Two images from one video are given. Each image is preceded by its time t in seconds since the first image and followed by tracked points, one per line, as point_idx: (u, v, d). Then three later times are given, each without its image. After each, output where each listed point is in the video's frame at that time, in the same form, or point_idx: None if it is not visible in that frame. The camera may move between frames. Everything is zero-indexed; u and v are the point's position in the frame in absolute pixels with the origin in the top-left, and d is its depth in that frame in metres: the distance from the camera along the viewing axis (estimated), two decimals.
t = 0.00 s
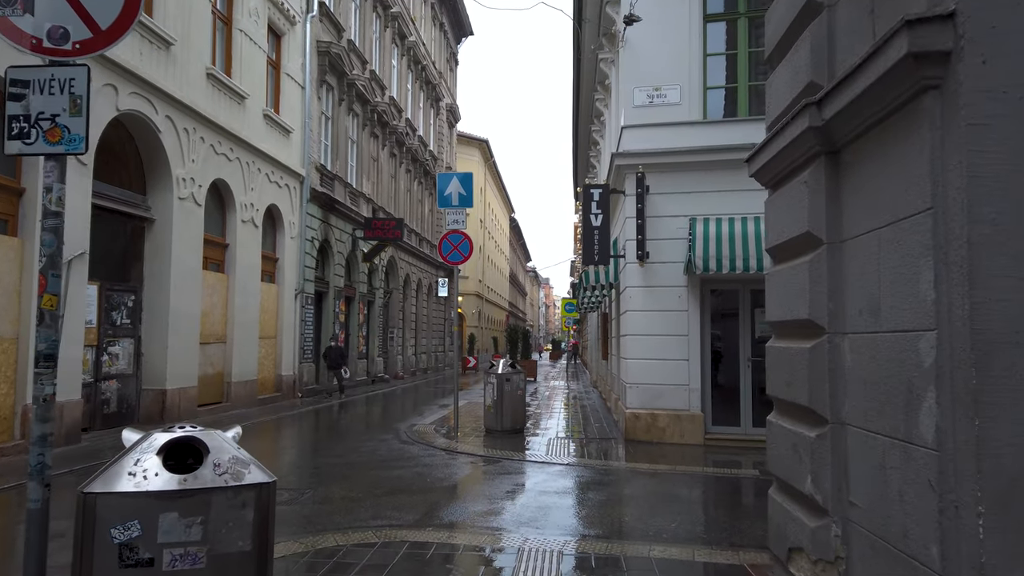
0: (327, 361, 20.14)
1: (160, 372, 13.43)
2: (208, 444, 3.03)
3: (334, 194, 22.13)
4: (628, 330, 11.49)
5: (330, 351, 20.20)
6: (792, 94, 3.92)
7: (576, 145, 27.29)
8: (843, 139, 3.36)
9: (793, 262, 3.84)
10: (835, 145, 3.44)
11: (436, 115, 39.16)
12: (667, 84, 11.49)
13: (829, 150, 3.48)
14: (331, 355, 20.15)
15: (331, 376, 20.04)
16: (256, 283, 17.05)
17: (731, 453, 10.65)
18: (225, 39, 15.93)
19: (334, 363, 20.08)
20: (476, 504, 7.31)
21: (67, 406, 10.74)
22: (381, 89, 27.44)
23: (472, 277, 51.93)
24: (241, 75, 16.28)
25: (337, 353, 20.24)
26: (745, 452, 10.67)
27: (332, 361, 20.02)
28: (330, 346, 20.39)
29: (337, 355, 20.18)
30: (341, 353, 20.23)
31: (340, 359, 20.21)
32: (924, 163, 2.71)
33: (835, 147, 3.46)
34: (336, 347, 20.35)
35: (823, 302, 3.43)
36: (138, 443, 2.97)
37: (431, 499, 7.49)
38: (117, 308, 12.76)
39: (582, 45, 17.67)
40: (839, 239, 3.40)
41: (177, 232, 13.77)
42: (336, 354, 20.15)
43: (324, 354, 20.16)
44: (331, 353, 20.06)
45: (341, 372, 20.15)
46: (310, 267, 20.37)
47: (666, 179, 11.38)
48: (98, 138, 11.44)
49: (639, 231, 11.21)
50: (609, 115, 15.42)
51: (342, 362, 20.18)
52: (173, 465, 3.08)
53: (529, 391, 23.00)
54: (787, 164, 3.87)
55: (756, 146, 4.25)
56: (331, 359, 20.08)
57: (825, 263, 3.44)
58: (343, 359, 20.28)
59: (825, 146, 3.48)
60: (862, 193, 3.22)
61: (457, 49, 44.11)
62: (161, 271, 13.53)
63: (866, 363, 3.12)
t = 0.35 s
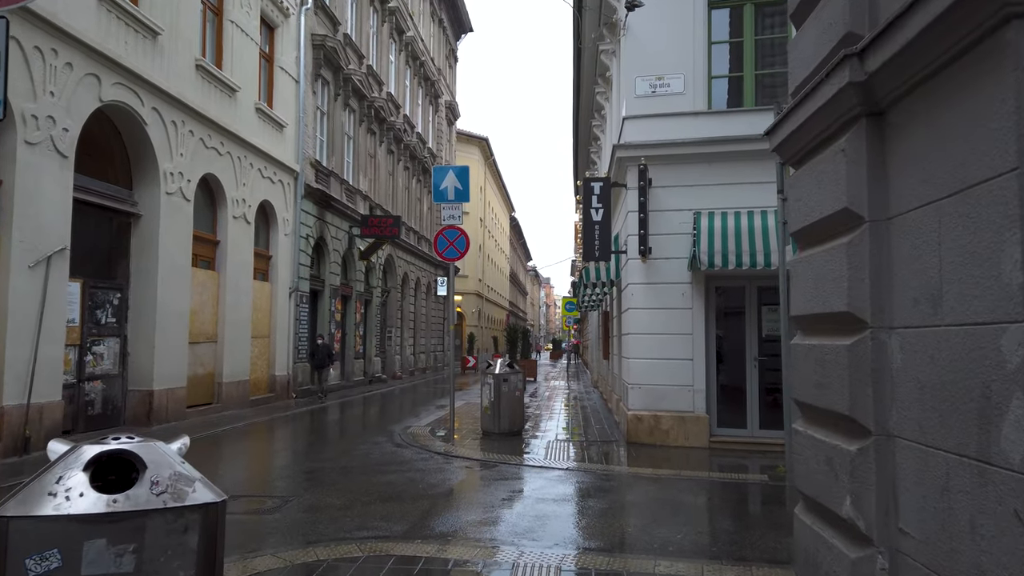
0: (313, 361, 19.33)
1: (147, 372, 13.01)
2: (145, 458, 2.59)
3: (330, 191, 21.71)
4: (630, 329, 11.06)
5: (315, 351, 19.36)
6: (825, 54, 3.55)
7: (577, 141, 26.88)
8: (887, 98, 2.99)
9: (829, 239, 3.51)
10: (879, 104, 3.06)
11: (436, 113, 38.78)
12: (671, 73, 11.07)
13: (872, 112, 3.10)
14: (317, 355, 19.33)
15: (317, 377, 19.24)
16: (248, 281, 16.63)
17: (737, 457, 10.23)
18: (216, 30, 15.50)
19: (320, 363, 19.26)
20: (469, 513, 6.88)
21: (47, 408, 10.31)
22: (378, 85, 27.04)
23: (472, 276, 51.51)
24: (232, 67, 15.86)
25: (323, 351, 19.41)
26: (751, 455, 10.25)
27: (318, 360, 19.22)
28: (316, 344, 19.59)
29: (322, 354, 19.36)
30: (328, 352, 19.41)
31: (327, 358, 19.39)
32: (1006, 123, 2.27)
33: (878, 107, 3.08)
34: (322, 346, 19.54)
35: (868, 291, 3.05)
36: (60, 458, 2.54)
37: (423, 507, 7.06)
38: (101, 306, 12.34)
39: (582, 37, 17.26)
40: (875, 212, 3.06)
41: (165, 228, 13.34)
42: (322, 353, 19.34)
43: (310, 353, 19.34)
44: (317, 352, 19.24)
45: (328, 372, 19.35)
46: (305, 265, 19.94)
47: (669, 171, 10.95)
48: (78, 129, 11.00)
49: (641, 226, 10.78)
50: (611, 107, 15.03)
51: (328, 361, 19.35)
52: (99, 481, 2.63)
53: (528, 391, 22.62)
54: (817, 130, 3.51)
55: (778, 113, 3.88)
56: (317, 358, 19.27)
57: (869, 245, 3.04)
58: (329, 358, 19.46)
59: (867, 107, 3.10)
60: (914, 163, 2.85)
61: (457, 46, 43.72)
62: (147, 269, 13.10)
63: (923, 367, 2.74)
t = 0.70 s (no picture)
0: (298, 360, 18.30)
1: (135, 372, 12.59)
2: (71, 474, 2.61)
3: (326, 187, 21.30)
4: (634, 327, 10.64)
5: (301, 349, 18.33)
6: None
7: (578, 137, 26.46)
8: (966, 35, 2.50)
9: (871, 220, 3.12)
10: (953, 45, 2.57)
11: (435, 110, 38.41)
12: (676, 61, 10.66)
13: (943, 56, 2.61)
14: (302, 353, 18.30)
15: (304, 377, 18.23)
16: (241, 279, 16.20)
17: (746, 460, 9.81)
18: (208, 20, 15.09)
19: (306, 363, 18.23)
20: (465, 522, 6.47)
21: (28, 409, 9.90)
22: (377, 80, 26.64)
23: (472, 275, 51.10)
24: (224, 59, 15.44)
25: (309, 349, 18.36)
26: (760, 459, 9.83)
27: (303, 359, 18.20)
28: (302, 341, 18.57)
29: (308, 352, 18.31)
30: (314, 350, 18.35)
31: (313, 357, 18.35)
32: None
33: (952, 49, 2.58)
34: (308, 343, 18.51)
35: (935, 274, 2.58)
36: None
37: (416, 515, 6.66)
38: (86, 303, 11.94)
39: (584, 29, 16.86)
40: (929, 187, 2.66)
41: (153, 223, 12.93)
42: (308, 352, 18.31)
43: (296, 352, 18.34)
44: (303, 351, 18.20)
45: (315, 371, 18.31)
46: (300, 263, 19.52)
47: (675, 163, 10.53)
48: (61, 119, 10.60)
49: (646, 220, 10.37)
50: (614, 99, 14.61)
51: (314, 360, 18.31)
52: (24, 498, 2.60)
53: (528, 391, 22.19)
54: (863, 92, 3.04)
55: (813, 77, 3.41)
56: (303, 357, 18.24)
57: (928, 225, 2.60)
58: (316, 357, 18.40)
59: (937, 49, 2.61)
60: (1001, 114, 2.37)
61: (457, 42, 43.33)
62: (135, 265, 12.70)
63: (1002, 368, 2.31)
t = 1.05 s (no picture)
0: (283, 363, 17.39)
1: (123, 374, 12.17)
2: None
3: (323, 184, 20.89)
4: (640, 328, 10.22)
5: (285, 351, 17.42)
6: None
7: (581, 134, 26.06)
8: None
9: (937, 207, 2.69)
10: None
11: (435, 108, 37.98)
12: (685, 51, 10.24)
13: None
14: (287, 356, 17.39)
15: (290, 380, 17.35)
16: (235, 278, 15.80)
17: (758, 467, 9.40)
18: (201, 12, 14.66)
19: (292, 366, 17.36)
20: (463, 537, 6.05)
21: (9, 414, 9.51)
22: (376, 77, 26.24)
23: (473, 275, 50.71)
24: (218, 52, 15.02)
25: (294, 351, 17.46)
26: (773, 466, 9.41)
27: (289, 363, 17.29)
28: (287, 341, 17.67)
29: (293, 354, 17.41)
30: (300, 352, 17.49)
31: (299, 359, 17.50)
32: None
33: None
34: (293, 344, 17.62)
35: None
36: None
37: (411, 530, 6.25)
38: (73, 303, 11.54)
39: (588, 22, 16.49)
40: None
41: (143, 220, 12.52)
42: (294, 353, 17.41)
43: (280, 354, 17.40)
44: (288, 353, 17.27)
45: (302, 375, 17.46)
46: (297, 262, 19.11)
47: (683, 157, 10.12)
48: (44, 112, 10.19)
49: (652, 217, 9.95)
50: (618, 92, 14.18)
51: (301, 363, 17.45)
52: None
53: (529, 392, 21.79)
54: (935, 56, 2.55)
55: (873, 36, 2.89)
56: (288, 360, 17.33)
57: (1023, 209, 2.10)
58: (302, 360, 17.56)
59: None
60: None
61: (457, 40, 42.92)
62: (124, 264, 12.27)
63: None
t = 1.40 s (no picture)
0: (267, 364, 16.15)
1: (109, 375, 11.76)
2: None
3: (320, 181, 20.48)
4: (645, 327, 9.81)
5: (270, 352, 16.17)
6: None
7: (584, 131, 25.66)
8: None
9: None
10: None
11: (435, 105, 37.56)
12: (692, 39, 9.84)
13: None
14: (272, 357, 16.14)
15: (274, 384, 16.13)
16: (228, 277, 15.36)
17: (769, 473, 8.98)
18: (193, 3, 14.25)
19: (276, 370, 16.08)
20: (459, 550, 5.65)
21: None
22: (374, 73, 25.85)
23: (473, 275, 50.31)
24: (210, 44, 14.62)
25: (280, 353, 16.18)
26: (784, 472, 9.00)
27: (273, 365, 16.02)
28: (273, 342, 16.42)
29: (278, 357, 16.14)
30: (287, 355, 16.23)
31: (285, 362, 16.24)
32: None
33: None
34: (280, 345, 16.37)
35: None
36: None
37: (404, 542, 5.84)
38: (57, 302, 11.13)
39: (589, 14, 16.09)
40: None
41: (131, 216, 12.11)
42: (280, 356, 16.15)
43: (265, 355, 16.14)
44: (273, 355, 16.00)
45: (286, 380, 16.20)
46: (292, 260, 18.67)
47: (690, 149, 9.72)
48: (25, 102, 9.79)
49: (658, 211, 9.55)
50: (622, 84, 13.76)
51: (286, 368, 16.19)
52: None
53: (529, 394, 21.33)
54: None
55: None
56: (272, 363, 16.05)
57: None
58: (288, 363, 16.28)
59: None
60: None
61: (457, 38, 42.50)
62: (110, 261, 11.86)
63: None
